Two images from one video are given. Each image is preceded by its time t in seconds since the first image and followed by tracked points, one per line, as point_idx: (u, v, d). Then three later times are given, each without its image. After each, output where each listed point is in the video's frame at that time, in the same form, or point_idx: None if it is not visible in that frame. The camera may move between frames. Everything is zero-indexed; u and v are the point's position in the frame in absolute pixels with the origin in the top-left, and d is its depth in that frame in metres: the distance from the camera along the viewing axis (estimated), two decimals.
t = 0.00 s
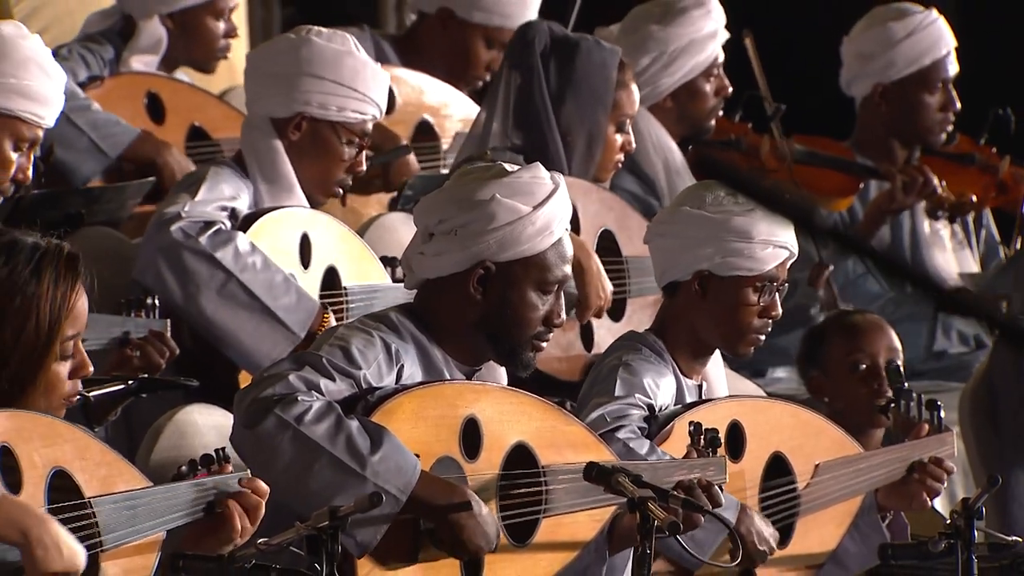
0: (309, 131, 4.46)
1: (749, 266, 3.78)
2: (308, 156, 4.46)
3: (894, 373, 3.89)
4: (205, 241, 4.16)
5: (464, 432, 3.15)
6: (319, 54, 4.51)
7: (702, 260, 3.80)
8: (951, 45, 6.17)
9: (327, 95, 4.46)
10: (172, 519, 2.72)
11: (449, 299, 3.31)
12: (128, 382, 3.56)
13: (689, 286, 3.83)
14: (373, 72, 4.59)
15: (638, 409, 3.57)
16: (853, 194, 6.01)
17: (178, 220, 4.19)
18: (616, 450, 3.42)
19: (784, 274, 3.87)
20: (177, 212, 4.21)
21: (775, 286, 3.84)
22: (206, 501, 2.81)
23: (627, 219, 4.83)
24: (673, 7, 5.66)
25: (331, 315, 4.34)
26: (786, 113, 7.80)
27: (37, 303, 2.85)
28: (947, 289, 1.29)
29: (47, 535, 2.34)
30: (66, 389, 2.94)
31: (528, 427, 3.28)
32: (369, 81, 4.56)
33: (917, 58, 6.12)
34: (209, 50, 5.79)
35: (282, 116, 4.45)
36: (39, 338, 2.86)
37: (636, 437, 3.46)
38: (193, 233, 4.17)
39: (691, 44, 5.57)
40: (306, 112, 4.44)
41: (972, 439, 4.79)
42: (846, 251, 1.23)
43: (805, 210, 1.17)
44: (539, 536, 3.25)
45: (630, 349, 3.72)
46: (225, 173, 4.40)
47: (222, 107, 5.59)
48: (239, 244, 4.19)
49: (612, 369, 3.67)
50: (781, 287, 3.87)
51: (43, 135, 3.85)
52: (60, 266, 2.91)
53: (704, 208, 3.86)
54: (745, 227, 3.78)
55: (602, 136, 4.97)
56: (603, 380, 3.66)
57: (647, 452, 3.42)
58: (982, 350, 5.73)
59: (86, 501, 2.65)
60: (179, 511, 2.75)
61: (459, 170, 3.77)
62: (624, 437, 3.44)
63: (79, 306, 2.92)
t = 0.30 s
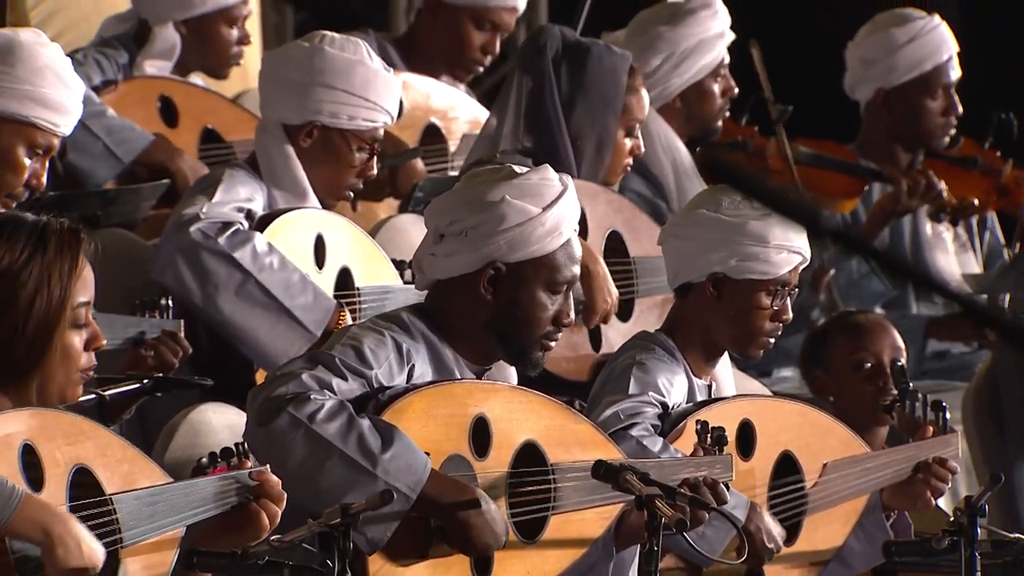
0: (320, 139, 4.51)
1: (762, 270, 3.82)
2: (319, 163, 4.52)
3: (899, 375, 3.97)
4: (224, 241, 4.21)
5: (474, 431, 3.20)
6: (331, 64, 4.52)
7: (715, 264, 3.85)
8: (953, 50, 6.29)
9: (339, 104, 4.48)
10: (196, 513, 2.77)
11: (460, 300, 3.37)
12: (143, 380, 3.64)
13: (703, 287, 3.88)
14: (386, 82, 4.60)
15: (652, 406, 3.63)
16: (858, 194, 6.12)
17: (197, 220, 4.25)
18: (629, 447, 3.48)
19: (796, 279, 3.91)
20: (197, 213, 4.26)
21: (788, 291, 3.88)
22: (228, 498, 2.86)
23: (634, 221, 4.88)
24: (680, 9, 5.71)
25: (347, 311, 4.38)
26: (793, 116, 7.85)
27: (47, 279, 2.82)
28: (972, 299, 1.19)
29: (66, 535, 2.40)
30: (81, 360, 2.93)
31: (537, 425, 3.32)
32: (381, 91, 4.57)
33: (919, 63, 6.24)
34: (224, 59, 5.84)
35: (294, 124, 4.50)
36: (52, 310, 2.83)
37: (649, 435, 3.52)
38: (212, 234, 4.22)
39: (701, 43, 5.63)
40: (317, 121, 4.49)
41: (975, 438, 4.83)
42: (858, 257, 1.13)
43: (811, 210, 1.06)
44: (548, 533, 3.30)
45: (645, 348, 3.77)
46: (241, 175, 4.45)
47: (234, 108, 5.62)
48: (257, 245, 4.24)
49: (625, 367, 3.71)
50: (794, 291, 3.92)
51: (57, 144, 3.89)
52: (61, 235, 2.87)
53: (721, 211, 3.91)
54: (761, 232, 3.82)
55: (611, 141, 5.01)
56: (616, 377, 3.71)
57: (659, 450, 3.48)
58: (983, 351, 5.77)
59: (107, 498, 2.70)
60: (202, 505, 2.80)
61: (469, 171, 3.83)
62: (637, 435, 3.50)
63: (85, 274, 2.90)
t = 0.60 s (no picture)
0: (328, 146, 4.53)
1: (745, 276, 3.88)
2: (331, 168, 4.55)
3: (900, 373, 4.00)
4: (236, 241, 4.27)
5: (482, 429, 3.25)
6: (342, 75, 4.54)
7: (711, 268, 3.90)
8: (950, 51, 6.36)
9: (347, 113, 4.49)
10: (201, 511, 2.83)
11: (467, 301, 3.42)
12: (155, 379, 3.68)
13: (692, 294, 3.96)
14: (397, 94, 4.60)
15: (662, 401, 3.67)
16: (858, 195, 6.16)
17: (209, 221, 4.31)
18: (641, 442, 3.51)
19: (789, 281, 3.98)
20: (209, 213, 4.33)
21: (779, 293, 3.94)
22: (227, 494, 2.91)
23: (638, 222, 4.93)
24: (682, 11, 5.77)
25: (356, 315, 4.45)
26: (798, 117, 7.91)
27: (83, 286, 2.86)
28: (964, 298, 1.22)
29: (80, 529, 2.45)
30: (101, 373, 2.95)
31: (543, 423, 3.37)
32: (392, 103, 4.56)
33: (916, 61, 6.31)
34: (237, 61, 5.90)
35: (305, 130, 4.53)
36: (83, 320, 2.86)
37: (660, 431, 3.54)
38: (224, 234, 4.28)
39: (703, 43, 5.67)
40: (326, 129, 4.51)
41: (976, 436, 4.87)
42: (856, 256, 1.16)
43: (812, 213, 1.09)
44: (555, 529, 3.35)
45: (653, 346, 3.82)
46: (254, 176, 4.51)
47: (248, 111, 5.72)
48: (269, 245, 4.30)
49: (634, 364, 3.76)
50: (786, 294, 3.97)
51: (72, 147, 3.96)
52: (99, 248, 2.91)
53: (705, 218, 3.99)
54: (742, 240, 3.88)
55: (617, 145, 5.07)
56: (625, 375, 3.77)
57: (671, 446, 3.51)
58: (984, 348, 5.81)
59: (116, 497, 2.75)
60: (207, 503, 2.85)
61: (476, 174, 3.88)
62: (649, 430, 3.53)
63: (117, 289, 2.94)
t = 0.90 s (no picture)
0: (331, 152, 4.58)
1: (761, 273, 3.93)
2: (339, 173, 4.61)
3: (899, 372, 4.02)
4: (245, 243, 4.33)
5: (491, 428, 3.30)
6: (352, 81, 4.57)
7: (721, 266, 3.95)
8: (946, 53, 6.42)
9: (352, 121, 4.52)
10: (215, 504, 2.86)
11: (476, 302, 3.47)
12: (170, 378, 3.73)
13: (703, 291, 4.00)
14: (406, 101, 4.59)
15: (666, 401, 3.73)
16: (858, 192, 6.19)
17: (220, 222, 4.36)
18: (644, 441, 3.56)
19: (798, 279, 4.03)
20: (220, 214, 4.38)
21: (788, 291, 4.00)
22: (248, 485, 2.95)
23: (643, 222, 4.99)
24: (684, 14, 5.81)
25: (362, 322, 4.49)
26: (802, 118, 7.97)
27: (58, 279, 2.89)
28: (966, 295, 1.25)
29: (94, 532, 2.52)
30: (101, 357, 2.98)
31: (551, 422, 3.43)
32: (400, 110, 4.57)
33: (912, 63, 6.37)
34: (250, 69, 5.97)
35: (313, 133, 4.58)
36: (65, 311, 2.89)
37: (665, 430, 3.60)
38: (235, 236, 4.35)
39: (706, 45, 5.73)
40: (332, 134, 4.55)
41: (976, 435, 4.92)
42: (860, 257, 1.20)
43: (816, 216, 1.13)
44: (562, 526, 3.41)
45: (657, 346, 3.87)
46: (264, 179, 4.57)
47: (259, 116, 5.76)
48: (279, 247, 4.35)
49: (639, 363, 3.82)
50: (795, 291, 4.03)
51: (86, 149, 4.02)
52: (73, 237, 2.93)
53: (719, 216, 4.03)
54: (755, 236, 3.94)
55: (624, 149, 5.12)
56: (630, 373, 3.82)
57: (675, 445, 3.57)
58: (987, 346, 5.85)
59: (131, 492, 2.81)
60: (220, 497, 2.89)
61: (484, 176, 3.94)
62: (654, 429, 3.58)
63: (100, 275, 2.96)
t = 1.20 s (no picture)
0: (344, 153, 4.64)
1: (761, 271, 3.98)
2: (349, 174, 4.67)
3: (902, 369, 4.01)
4: (253, 244, 4.38)
5: (497, 426, 3.36)
6: (362, 83, 4.64)
7: (720, 267, 4.00)
8: (950, 59, 6.46)
9: (363, 123, 4.59)
10: (219, 503, 2.93)
11: (481, 302, 3.52)
12: (180, 377, 3.78)
13: (705, 292, 4.04)
14: (416, 105, 4.69)
15: (669, 400, 3.78)
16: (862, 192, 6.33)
17: (227, 225, 4.41)
18: (651, 438, 3.63)
19: (797, 277, 4.08)
20: (228, 217, 4.43)
21: (788, 289, 4.04)
22: (254, 481, 3.03)
23: (646, 225, 5.03)
24: (685, 17, 5.86)
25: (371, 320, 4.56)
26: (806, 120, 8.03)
27: (79, 291, 2.89)
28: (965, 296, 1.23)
29: (100, 526, 2.57)
30: (112, 370, 2.98)
31: (557, 420, 3.47)
32: (410, 113, 4.66)
33: (916, 69, 6.40)
34: (259, 73, 6.02)
35: (323, 135, 4.63)
36: (84, 323, 2.90)
37: (669, 427, 3.66)
38: (241, 238, 4.39)
39: (706, 48, 5.77)
40: (344, 135, 4.62)
41: (976, 433, 4.94)
42: (860, 258, 1.18)
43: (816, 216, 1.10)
44: (567, 523, 3.46)
45: (660, 346, 3.92)
46: (274, 180, 4.61)
47: (269, 118, 5.82)
48: (286, 248, 4.42)
49: (643, 362, 3.87)
50: (795, 289, 4.08)
51: (100, 152, 4.06)
52: (100, 251, 2.94)
53: (717, 217, 4.09)
54: (754, 237, 3.99)
55: (626, 151, 5.16)
56: (634, 372, 3.87)
57: (679, 441, 3.63)
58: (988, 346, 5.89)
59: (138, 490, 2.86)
60: (225, 496, 2.95)
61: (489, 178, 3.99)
62: (658, 427, 3.65)
63: (120, 291, 2.97)
